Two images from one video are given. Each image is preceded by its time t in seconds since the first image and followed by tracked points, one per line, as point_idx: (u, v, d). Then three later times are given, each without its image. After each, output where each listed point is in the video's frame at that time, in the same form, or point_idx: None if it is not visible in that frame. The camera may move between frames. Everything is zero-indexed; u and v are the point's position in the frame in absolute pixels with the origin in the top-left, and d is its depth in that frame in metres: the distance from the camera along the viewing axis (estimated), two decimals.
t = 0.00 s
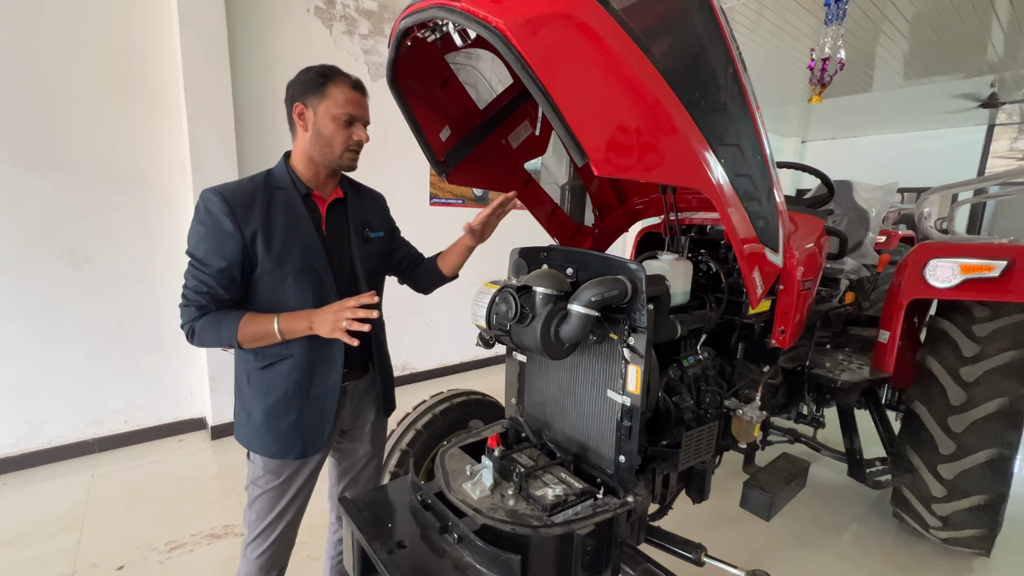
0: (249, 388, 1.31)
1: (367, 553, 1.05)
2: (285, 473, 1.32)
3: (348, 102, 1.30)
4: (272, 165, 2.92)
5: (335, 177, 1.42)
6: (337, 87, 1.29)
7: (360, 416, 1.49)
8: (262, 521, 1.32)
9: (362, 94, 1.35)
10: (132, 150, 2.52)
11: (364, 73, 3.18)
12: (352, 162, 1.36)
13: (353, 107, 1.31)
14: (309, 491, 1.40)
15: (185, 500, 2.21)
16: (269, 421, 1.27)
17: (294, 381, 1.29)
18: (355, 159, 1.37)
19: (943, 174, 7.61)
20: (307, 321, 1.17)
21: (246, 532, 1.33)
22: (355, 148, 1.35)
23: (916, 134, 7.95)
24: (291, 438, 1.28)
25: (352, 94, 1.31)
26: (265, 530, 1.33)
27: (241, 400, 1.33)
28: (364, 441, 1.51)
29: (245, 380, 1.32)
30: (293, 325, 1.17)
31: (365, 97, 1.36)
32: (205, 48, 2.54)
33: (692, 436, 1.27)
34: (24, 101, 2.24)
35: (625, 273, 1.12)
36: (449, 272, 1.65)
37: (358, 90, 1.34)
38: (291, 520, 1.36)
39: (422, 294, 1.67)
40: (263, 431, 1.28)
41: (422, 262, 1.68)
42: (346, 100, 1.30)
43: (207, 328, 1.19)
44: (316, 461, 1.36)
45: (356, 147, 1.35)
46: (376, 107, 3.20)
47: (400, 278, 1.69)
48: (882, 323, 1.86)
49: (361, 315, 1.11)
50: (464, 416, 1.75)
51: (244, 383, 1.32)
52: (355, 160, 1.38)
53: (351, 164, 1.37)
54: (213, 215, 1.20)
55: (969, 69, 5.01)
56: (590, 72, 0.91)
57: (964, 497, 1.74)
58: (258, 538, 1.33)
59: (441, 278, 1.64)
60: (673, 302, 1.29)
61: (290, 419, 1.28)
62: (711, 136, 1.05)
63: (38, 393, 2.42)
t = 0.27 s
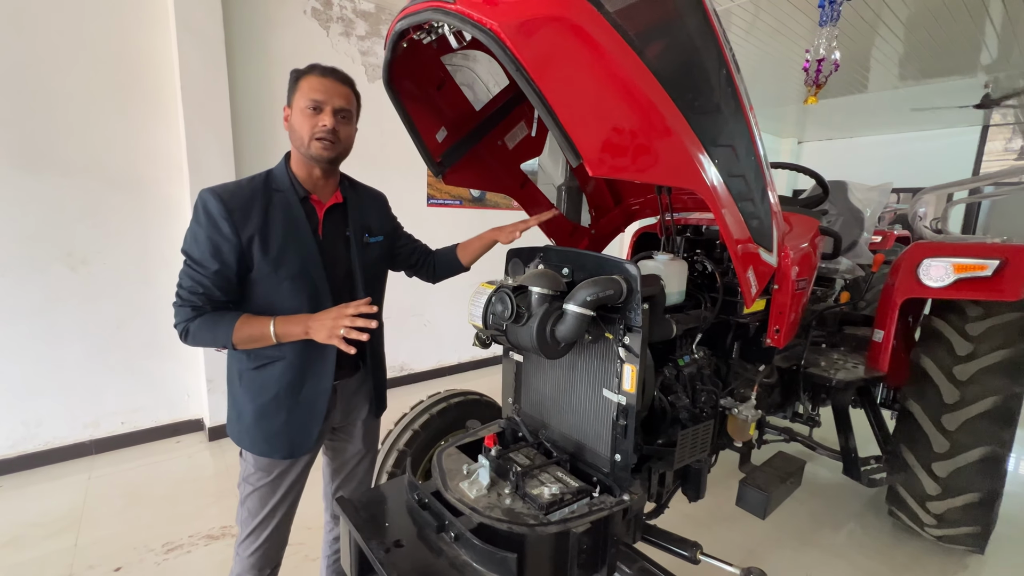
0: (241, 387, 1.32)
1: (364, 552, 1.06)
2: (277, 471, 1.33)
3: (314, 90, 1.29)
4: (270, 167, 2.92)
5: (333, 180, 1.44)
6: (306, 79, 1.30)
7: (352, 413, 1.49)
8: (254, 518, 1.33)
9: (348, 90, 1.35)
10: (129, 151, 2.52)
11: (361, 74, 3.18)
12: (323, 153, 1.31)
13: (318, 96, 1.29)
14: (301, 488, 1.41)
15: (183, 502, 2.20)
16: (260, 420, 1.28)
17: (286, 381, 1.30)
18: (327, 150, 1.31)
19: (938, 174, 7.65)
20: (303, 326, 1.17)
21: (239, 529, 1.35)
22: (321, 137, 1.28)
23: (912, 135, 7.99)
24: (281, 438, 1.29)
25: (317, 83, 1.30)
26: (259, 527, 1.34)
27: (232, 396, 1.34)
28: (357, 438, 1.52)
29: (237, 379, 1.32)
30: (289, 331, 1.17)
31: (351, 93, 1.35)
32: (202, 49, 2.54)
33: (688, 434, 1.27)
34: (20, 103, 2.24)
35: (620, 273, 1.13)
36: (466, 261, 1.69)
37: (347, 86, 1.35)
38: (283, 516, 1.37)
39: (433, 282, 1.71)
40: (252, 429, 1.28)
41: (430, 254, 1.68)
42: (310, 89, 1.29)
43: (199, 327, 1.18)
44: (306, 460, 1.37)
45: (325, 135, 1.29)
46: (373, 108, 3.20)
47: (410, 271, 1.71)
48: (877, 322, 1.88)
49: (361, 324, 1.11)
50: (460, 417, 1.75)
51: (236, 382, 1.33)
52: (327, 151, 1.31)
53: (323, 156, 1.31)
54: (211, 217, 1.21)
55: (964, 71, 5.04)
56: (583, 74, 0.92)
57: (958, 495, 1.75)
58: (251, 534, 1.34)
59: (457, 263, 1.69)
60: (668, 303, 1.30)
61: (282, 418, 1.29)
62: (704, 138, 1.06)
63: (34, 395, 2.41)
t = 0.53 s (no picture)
0: (237, 385, 1.33)
1: (362, 550, 1.06)
2: (273, 467, 1.33)
3: (307, 90, 1.30)
4: (267, 167, 2.92)
5: (331, 180, 1.45)
6: (299, 80, 1.32)
7: (348, 411, 1.49)
8: (251, 514, 1.34)
9: (343, 89, 1.35)
10: (126, 152, 2.52)
11: (358, 74, 3.19)
12: (314, 151, 1.31)
13: (310, 95, 1.30)
14: (296, 485, 1.41)
15: (181, 502, 2.20)
16: (254, 419, 1.29)
17: (280, 381, 1.30)
18: (317, 148, 1.31)
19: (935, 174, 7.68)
20: (302, 325, 1.17)
21: (236, 526, 1.36)
22: (312, 135, 1.29)
23: (908, 135, 8.02)
24: (274, 437, 1.29)
25: (309, 83, 1.31)
26: (256, 523, 1.35)
27: (228, 393, 1.35)
28: (352, 437, 1.52)
29: (233, 377, 1.33)
30: (287, 331, 1.17)
31: (346, 93, 1.36)
32: (199, 49, 2.54)
33: (684, 432, 1.28)
34: (17, 103, 2.24)
35: (616, 271, 1.14)
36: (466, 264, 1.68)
37: (342, 86, 1.35)
38: (279, 513, 1.37)
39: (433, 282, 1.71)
40: (247, 426, 1.29)
41: (429, 258, 1.68)
42: (304, 89, 1.30)
43: (200, 325, 1.18)
44: (300, 458, 1.37)
45: (315, 134, 1.29)
46: (371, 109, 3.21)
47: (411, 271, 1.70)
48: (873, 320, 1.88)
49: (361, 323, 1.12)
50: (459, 415, 1.76)
51: (232, 380, 1.34)
52: (318, 148, 1.31)
53: (313, 154, 1.32)
54: (209, 216, 1.21)
55: (959, 71, 5.06)
56: (579, 74, 0.92)
57: (953, 492, 1.76)
58: (249, 531, 1.35)
59: (456, 266, 1.68)
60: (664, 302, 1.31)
61: (275, 418, 1.30)
62: (699, 138, 1.07)
63: (31, 396, 2.41)
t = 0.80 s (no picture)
0: (245, 381, 1.33)
1: (363, 548, 1.07)
2: (274, 462, 1.34)
3: (305, 95, 1.31)
4: (267, 167, 2.93)
5: (329, 183, 1.46)
6: (299, 85, 1.32)
7: (346, 409, 1.50)
8: (251, 510, 1.35)
9: (343, 94, 1.35)
10: (127, 152, 2.52)
11: (358, 75, 3.19)
12: (310, 156, 1.32)
13: (309, 101, 1.31)
14: (296, 480, 1.42)
15: (182, 501, 2.21)
16: (263, 415, 1.30)
17: (290, 378, 1.31)
18: (313, 153, 1.31)
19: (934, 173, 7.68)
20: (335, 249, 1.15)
21: (237, 522, 1.36)
22: (308, 141, 1.30)
23: (907, 134, 8.03)
24: (283, 432, 1.30)
25: (309, 89, 1.31)
26: (257, 518, 1.36)
27: (234, 389, 1.35)
28: (352, 435, 1.53)
29: (241, 373, 1.34)
30: (324, 261, 1.15)
31: (346, 98, 1.36)
32: (199, 49, 2.55)
33: (682, 430, 1.28)
34: (17, 104, 2.25)
35: (615, 270, 1.14)
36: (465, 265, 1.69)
37: (343, 91, 1.36)
38: (280, 508, 1.39)
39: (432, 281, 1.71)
40: (256, 423, 1.30)
41: (428, 257, 1.68)
42: (303, 95, 1.31)
43: (256, 306, 1.16)
44: (302, 454, 1.38)
45: (312, 139, 1.30)
46: (370, 109, 3.21)
47: (409, 271, 1.70)
48: (870, 319, 1.89)
49: (370, 203, 1.14)
50: (459, 414, 1.76)
51: (240, 376, 1.34)
52: (315, 155, 1.32)
53: (311, 159, 1.32)
54: (224, 213, 1.23)
55: (958, 70, 5.07)
56: (577, 75, 0.93)
57: (950, 490, 1.77)
58: (250, 526, 1.35)
59: (454, 266, 1.68)
60: (662, 300, 1.32)
61: (284, 414, 1.31)
62: (697, 138, 1.08)
63: (33, 396, 2.42)
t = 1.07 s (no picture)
0: (254, 383, 1.35)
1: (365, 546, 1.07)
2: (278, 460, 1.35)
3: (298, 90, 1.32)
4: (268, 167, 2.93)
5: (333, 182, 1.46)
6: (292, 82, 1.33)
7: (348, 408, 1.51)
8: (255, 506, 1.35)
9: (334, 86, 1.37)
10: (128, 152, 2.53)
11: (359, 74, 3.19)
12: (313, 147, 1.32)
13: (303, 94, 1.32)
14: (299, 477, 1.42)
15: (183, 501, 2.22)
16: (271, 416, 1.31)
17: (297, 379, 1.31)
18: (316, 143, 1.32)
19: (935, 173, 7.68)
20: (363, 298, 1.22)
21: (241, 519, 1.37)
22: (309, 132, 1.30)
23: (908, 134, 8.02)
24: (291, 433, 1.31)
25: (302, 83, 1.32)
26: (259, 516, 1.36)
27: (242, 392, 1.36)
28: (354, 433, 1.55)
29: (249, 376, 1.35)
30: (348, 304, 1.21)
31: (336, 88, 1.37)
32: (199, 49, 2.55)
33: (682, 429, 1.29)
34: (19, 105, 2.25)
35: (616, 270, 1.15)
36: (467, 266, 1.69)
37: (333, 83, 1.37)
38: (283, 505, 1.39)
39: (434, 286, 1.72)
40: (264, 424, 1.31)
41: (430, 260, 1.69)
42: (297, 89, 1.32)
43: (267, 321, 1.19)
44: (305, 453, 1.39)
45: (313, 130, 1.30)
46: (371, 108, 3.22)
47: (409, 272, 1.70)
48: (871, 318, 1.89)
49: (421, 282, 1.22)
50: (460, 413, 1.77)
51: (249, 378, 1.36)
52: (317, 145, 1.32)
53: (314, 151, 1.32)
54: (231, 217, 1.23)
55: (959, 70, 5.06)
56: (578, 76, 0.93)
57: (950, 489, 1.77)
58: (252, 524, 1.36)
59: (456, 267, 1.68)
60: (663, 300, 1.32)
61: (291, 415, 1.31)
62: (698, 138, 1.08)
63: (35, 395, 2.42)
